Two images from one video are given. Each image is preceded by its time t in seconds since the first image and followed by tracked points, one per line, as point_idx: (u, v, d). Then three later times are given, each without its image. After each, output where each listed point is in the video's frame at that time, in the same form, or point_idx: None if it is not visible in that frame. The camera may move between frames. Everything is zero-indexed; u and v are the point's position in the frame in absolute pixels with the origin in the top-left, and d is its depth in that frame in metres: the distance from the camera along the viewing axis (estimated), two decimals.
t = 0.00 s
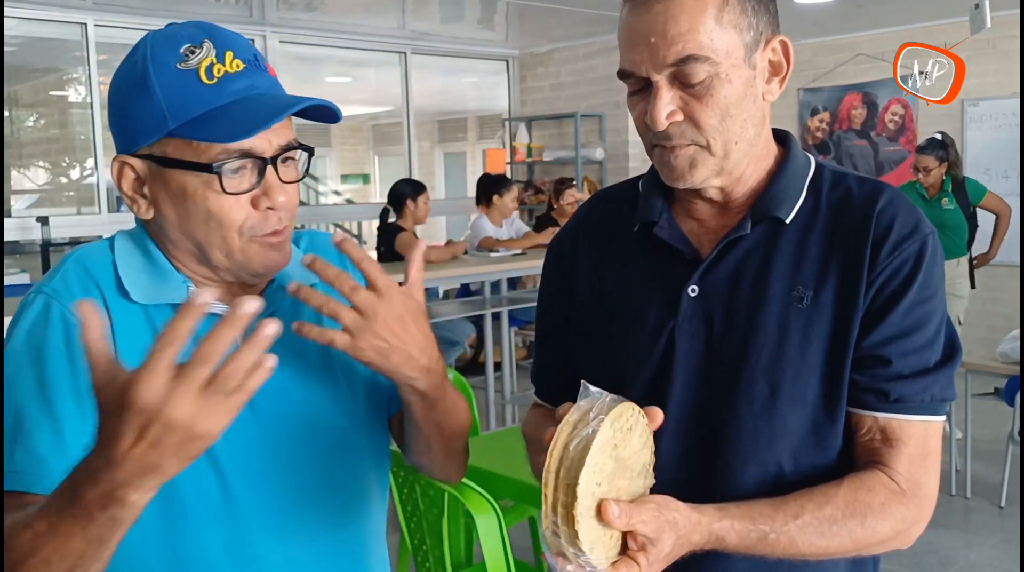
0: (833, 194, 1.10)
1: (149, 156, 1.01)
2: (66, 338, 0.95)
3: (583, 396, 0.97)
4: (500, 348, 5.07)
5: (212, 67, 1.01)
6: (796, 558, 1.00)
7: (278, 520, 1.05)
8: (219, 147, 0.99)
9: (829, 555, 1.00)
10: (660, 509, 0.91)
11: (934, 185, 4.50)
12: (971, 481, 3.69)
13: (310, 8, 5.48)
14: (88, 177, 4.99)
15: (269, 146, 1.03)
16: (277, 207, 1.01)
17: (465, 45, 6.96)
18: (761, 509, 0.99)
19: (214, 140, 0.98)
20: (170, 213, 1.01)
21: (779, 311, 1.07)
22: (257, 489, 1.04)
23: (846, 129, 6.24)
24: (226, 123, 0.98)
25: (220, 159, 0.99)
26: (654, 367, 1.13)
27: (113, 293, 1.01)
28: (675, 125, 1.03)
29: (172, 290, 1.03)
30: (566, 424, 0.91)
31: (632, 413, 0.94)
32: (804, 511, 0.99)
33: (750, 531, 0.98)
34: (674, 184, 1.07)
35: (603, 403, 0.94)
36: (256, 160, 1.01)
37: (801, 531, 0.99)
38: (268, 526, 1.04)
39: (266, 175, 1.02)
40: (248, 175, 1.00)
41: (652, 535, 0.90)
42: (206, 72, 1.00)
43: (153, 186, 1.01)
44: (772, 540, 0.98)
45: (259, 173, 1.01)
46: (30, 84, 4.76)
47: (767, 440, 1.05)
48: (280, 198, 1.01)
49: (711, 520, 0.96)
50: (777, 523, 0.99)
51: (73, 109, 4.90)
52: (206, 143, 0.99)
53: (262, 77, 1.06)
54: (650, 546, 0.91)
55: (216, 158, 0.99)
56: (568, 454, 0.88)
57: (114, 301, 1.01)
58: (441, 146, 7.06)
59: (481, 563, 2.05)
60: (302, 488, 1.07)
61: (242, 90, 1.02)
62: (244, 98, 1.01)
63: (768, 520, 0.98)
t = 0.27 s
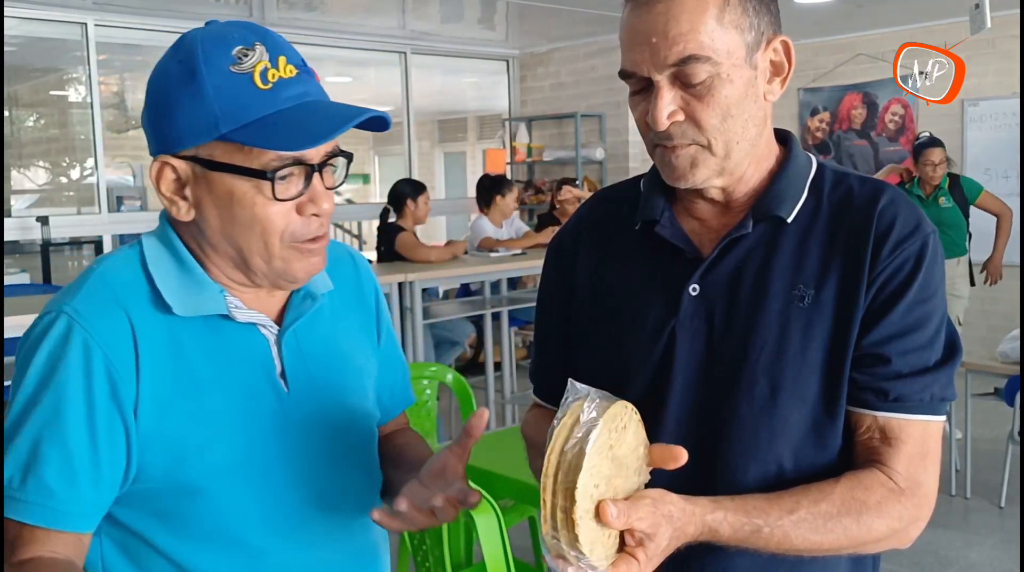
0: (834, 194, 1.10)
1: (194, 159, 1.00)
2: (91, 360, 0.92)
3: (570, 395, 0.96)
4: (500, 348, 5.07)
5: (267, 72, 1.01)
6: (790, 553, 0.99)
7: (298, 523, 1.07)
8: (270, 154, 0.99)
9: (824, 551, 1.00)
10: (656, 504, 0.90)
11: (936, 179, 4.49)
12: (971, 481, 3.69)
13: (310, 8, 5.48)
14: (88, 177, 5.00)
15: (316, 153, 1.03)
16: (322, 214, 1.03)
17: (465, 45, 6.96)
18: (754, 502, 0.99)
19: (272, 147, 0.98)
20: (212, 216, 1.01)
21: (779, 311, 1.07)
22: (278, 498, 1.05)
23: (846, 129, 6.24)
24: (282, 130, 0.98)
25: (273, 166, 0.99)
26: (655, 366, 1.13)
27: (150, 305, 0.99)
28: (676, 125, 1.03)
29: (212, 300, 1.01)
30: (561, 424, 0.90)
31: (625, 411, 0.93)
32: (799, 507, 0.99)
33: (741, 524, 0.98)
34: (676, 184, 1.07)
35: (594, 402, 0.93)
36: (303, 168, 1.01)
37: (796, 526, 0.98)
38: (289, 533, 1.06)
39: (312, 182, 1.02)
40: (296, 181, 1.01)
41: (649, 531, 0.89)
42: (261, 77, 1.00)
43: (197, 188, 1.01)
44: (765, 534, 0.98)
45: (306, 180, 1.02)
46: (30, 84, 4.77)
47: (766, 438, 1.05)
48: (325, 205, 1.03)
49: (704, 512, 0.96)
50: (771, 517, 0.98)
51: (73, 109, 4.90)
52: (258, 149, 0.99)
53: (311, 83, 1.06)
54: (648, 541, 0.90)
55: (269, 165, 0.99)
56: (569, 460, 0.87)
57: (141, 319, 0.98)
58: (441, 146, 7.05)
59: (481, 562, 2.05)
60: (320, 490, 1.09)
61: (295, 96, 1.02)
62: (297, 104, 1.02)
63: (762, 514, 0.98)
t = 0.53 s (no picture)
0: (834, 194, 1.10)
1: (225, 154, 0.99)
2: (123, 373, 0.89)
3: (567, 398, 0.96)
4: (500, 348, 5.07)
5: (288, 56, 1.02)
6: (790, 553, 0.99)
7: (313, 530, 1.07)
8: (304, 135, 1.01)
9: (824, 551, 1.00)
10: (654, 505, 0.91)
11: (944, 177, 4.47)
12: (971, 481, 3.69)
13: (310, 8, 5.48)
14: (88, 177, 4.99)
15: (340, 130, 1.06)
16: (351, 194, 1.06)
17: (465, 45, 6.95)
18: (754, 502, 0.99)
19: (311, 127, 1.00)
20: (247, 207, 1.01)
21: (780, 311, 1.07)
22: (294, 505, 1.05)
23: (846, 129, 6.24)
24: (320, 109, 1.01)
25: (311, 150, 1.02)
26: (656, 365, 1.13)
27: (184, 312, 0.98)
28: (676, 126, 1.03)
29: (240, 304, 1.01)
30: (559, 426, 0.90)
31: (622, 412, 0.93)
32: (798, 507, 0.99)
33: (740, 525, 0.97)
34: (676, 184, 1.07)
35: (592, 403, 0.93)
36: (334, 146, 1.04)
37: (795, 526, 0.98)
38: (309, 537, 1.07)
39: (340, 161, 1.06)
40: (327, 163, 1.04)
41: (647, 531, 0.89)
42: (284, 62, 1.01)
43: (230, 183, 1.00)
44: (764, 534, 0.98)
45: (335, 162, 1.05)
46: (31, 84, 4.78)
47: (766, 438, 1.05)
48: (355, 184, 1.07)
49: (703, 511, 0.96)
50: (770, 517, 0.98)
51: (73, 109, 4.90)
52: (293, 131, 1.01)
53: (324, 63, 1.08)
54: (648, 541, 0.90)
55: (306, 146, 1.02)
56: (567, 463, 0.87)
57: (169, 331, 0.96)
58: (441, 146, 7.05)
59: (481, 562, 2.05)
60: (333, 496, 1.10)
61: (317, 77, 1.04)
62: (322, 86, 1.04)
63: (761, 514, 0.98)
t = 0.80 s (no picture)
0: (834, 193, 1.10)
1: (223, 158, 0.99)
2: (143, 398, 0.90)
3: (565, 398, 0.95)
4: (500, 348, 5.07)
5: (285, 57, 1.02)
6: (791, 553, 0.99)
7: (338, 523, 1.10)
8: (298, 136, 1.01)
9: (825, 552, 1.00)
10: (653, 505, 0.91)
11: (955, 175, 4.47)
12: (972, 481, 3.68)
13: (311, 8, 5.48)
14: (89, 178, 4.99)
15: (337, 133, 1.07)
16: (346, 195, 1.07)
17: (465, 45, 6.96)
18: (755, 502, 0.99)
19: (310, 129, 1.01)
20: (246, 211, 1.01)
21: (780, 311, 1.07)
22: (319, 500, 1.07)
23: (846, 128, 6.24)
24: (319, 111, 1.02)
25: (311, 153, 1.03)
26: (657, 365, 1.12)
27: (184, 325, 0.98)
28: (675, 125, 1.03)
29: (241, 311, 1.02)
30: (560, 427, 0.89)
31: (622, 413, 0.93)
32: (799, 507, 0.99)
33: (741, 526, 0.97)
34: (675, 183, 1.07)
35: (591, 404, 0.93)
36: (331, 150, 1.05)
37: (797, 526, 0.98)
38: (329, 538, 1.08)
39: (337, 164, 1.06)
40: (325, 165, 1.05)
41: (647, 532, 0.90)
42: (281, 63, 1.01)
43: (228, 188, 1.00)
44: (765, 534, 0.98)
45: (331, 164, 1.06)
46: (31, 84, 4.77)
47: (768, 439, 1.05)
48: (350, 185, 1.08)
49: (703, 512, 0.96)
50: (771, 517, 0.98)
51: (74, 109, 4.90)
52: (292, 134, 1.01)
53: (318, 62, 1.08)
54: (648, 542, 0.90)
55: (305, 150, 1.02)
56: (567, 464, 0.86)
57: (177, 346, 0.95)
58: (441, 146, 7.05)
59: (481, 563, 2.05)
60: (351, 489, 1.12)
61: (314, 79, 1.05)
62: (318, 86, 1.04)
63: (762, 514, 0.98)
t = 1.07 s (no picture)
0: (834, 193, 1.10)
1: (211, 153, 0.99)
2: (126, 393, 0.89)
3: (564, 397, 0.95)
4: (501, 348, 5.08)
5: (272, 53, 1.02)
6: (791, 554, 0.99)
7: (326, 527, 1.08)
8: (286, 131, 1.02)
9: (824, 552, 1.00)
10: (651, 505, 0.91)
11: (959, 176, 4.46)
12: (973, 481, 3.68)
13: (312, 7, 5.48)
14: (90, 177, 5.00)
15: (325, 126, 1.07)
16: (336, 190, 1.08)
17: (466, 44, 6.96)
18: (754, 503, 0.99)
19: (297, 124, 1.01)
20: (234, 206, 1.01)
21: (779, 312, 1.07)
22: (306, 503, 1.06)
23: (847, 128, 6.24)
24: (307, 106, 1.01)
25: (299, 148, 1.03)
26: (656, 365, 1.12)
27: (175, 321, 0.98)
28: (674, 125, 1.03)
29: (232, 308, 1.02)
30: (559, 425, 0.90)
31: (621, 413, 0.93)
32: (799, 507, 0.99)
33: (740, 526, 0.97)
34: (674, 183, 1.07)
35: (590, 403, 0.93)
36: (319, 144, 1.05)
37: (796, 526, 0.98)
38: (319, 539, 1.07)
39: (326, 158, 1.07)
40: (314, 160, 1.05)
41: (645, 531, 0.89)
42: (269, 58, 1.01)
43: (216, 184, 1.00)
44: (764, 534, 0.98)
45: (320, 159, 1.06)
46: (31, 84, 4.78)
47: (767, 438, 1.05)
48: (340, 180, 1.08)
49: (702, 512, 0.96)
50: (770, 517, 0.98)
51: (75, 109, 4.91)
52: (280, 128, 1.01)
53: (305, 57, 1.08)
54: (646, 542, 0.90)
55: (293, 144, 1.03)
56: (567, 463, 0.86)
57: (165, 344, 0.95)
58: (442, 146, 7.05)
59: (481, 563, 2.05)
60: (340, 492, 1.11)
61: (302, 74, 1.04)
62: (306, 81, 1.04)
63: (761, 515, 0.98)
